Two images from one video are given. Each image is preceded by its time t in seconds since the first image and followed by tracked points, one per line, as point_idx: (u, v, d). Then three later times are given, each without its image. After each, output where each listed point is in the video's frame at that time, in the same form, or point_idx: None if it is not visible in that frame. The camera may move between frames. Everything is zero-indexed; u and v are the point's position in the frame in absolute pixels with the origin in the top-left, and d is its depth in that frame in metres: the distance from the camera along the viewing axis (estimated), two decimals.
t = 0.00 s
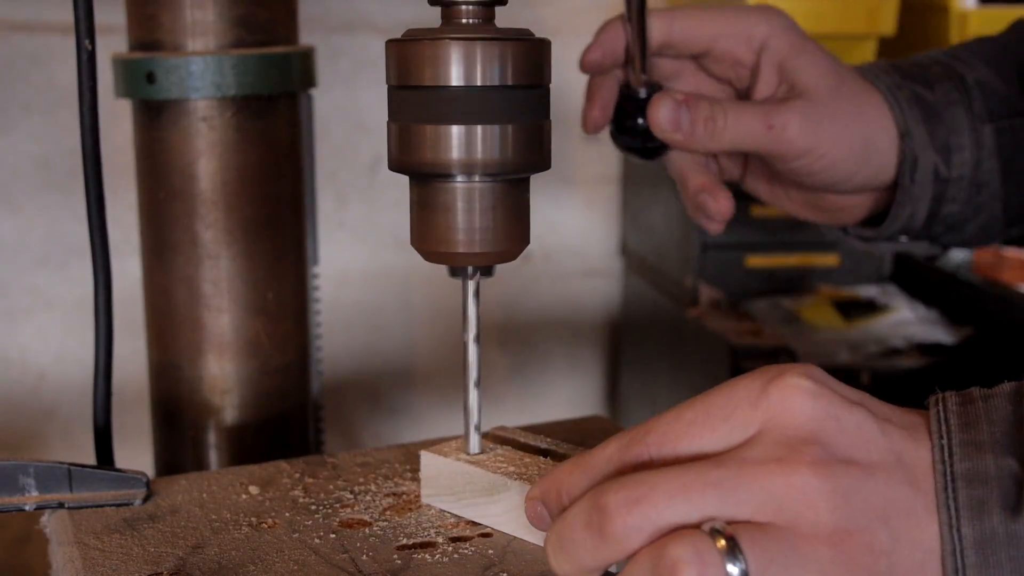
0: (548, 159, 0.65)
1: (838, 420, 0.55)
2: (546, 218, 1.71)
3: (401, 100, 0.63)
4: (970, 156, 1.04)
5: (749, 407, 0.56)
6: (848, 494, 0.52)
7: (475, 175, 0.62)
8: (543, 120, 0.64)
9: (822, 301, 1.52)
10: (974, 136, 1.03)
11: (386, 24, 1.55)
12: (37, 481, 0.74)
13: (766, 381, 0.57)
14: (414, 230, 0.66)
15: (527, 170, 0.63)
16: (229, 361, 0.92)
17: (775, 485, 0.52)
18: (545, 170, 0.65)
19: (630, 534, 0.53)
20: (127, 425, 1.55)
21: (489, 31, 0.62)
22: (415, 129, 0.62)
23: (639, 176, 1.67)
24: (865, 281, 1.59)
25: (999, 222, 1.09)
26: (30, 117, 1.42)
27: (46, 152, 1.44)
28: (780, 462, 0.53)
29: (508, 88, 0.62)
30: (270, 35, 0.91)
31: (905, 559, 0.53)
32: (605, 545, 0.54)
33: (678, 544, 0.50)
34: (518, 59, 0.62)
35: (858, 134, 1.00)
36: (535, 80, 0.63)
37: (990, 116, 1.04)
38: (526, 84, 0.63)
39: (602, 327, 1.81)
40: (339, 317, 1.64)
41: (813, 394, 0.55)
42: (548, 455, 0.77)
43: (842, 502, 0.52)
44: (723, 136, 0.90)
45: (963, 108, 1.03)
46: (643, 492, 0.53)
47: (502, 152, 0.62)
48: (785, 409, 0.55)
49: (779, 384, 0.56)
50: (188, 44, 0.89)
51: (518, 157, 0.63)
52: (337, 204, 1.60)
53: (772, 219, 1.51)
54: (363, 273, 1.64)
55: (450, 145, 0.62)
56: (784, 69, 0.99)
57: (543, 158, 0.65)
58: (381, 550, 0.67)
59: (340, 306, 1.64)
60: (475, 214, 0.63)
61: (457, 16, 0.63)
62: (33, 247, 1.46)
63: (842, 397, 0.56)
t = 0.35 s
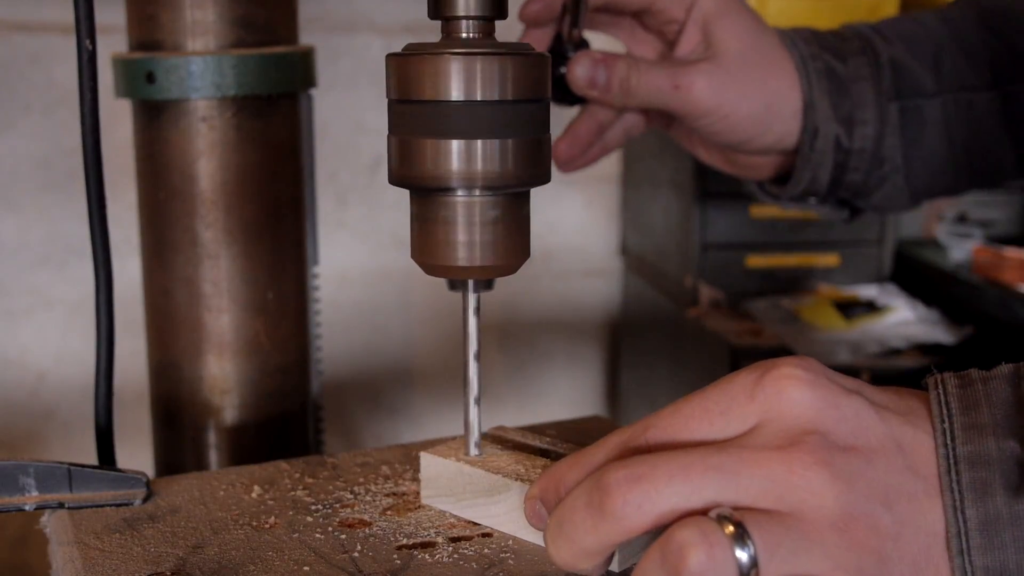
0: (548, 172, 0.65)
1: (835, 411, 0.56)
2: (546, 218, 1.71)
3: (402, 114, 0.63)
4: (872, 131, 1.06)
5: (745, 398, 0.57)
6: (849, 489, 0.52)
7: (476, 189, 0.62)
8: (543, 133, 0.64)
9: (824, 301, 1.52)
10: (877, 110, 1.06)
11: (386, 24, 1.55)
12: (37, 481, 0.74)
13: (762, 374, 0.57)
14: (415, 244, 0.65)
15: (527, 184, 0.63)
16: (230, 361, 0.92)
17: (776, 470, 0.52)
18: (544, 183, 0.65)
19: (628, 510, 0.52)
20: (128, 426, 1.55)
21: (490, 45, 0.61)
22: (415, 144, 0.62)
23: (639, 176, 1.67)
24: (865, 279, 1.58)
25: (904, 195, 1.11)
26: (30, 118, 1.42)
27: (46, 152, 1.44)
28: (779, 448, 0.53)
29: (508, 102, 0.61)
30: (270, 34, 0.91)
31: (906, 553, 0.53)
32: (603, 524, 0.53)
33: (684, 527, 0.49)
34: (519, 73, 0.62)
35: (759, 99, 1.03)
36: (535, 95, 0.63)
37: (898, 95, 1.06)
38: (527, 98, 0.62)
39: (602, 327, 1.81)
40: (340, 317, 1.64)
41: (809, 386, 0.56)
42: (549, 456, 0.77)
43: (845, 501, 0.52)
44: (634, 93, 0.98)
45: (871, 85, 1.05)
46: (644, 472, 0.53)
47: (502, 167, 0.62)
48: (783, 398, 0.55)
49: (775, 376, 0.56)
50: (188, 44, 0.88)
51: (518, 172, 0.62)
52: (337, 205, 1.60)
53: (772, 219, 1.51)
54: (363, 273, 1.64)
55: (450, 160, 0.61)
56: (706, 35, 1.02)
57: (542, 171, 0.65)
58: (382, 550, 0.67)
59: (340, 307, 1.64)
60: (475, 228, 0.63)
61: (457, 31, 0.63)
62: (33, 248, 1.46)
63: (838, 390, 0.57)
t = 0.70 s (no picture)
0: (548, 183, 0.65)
1: (833, 409, 0.56)
2: (546, 219, 1.71)
3: (401, 126, 0.63)
4: (814, 94, 1.00)
5: (743, 396, 0.57)
6: (848, 487, 0.52)
7: (475, 202, 0.62)
8: (543, 145, 0.64)
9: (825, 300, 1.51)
10: (820, 73, 0.99)
11: (386, 24, 1.55)
12: (37, 481, 0.75)
13: (760, 373, 0.57)
14: (415, 256, 0.65)
15: (528, 195, 0.63)
16: (229, 361, 0.92)
17: (774, 469, 0.52)
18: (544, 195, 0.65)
19: (625, 508, 0.52)
20: (128, 426, 1.55)
21: (489, 57, 0.62)
22: (415, 156, 0.62)
23: (639, 176, 1.67)
24: (864, 279, 1.58)
25: (843, 160, 1.06)
26: (29, 118, 1.42)
27: (45, 152, 1.44)
28: (777, 446, 0.53)
29: (509, 114, 0.61)
30: (270, 35, 0.91)
31: (905, 552, 0.53)
32: (601, 521, 0.53)
33: (682, 524, 0.49)
34: (519, 84, 0.62)
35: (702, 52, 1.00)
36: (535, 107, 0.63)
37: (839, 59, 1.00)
38: (527, 110, 0.62)
39: (602, 327, 1.81)
40: (340, 318, 1.64)
41: (807, 385, 0.56)
42: (549, 456, 0.76)
43: (845, 501, 0.52)
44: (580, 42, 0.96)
45: (815, 48, 0.98)
46: (643, 469, 0.53)
47: (502, 178, 0.62)
48: (781, 396, 0.55)
49: (773, 375, 0.56)
50: (188, 44, 0.88)
51: (519, 183, 0.62)
52: (337, 205, 1.60)
53: (771, 219, 1.51)
54: (364, 273, 1.64)
55: (450, 172, 0.61)
56: None
57: (542, 182, 0.65)
58: (382, 550, 0.67)
59: (340, 307, 1.64)
60: (475, 240, 0.63)
61: (458, 41, 0.63)
62: (33, 248, 1.46)
63: (835, 388, 0.57)
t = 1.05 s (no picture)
0: (549, 186, 0.65)
1: (832, 410, 0.56)
2: (546, 218, 1.71)
3: (401, 131, 0.63)
4: (801, 57, 1.05)
5: (743, 396, 0.57)
6: (848, 490, 0.52)
7: (476, 204, 0.62)
8: (544, 150, 0.64)
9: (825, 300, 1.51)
10: (808, 40, 1.05)
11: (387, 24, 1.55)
12: (37, 481, 0.75)
13: (761, 374, 0.57)
14: (415, 257, 0.65)
15: (528, 198, 0.63)
16: (230, 361, 0.91)
17: (774, 470, 0.52)
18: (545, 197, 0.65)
19: (628, 504, 0.52)
20: (127, 426, 1.55)
21: (490, 61, 0.61)
22: (415, 160, 0.62)
23: (639, 176, 1.67)
24: (864, 279, 1.58)
25: (826, 121, 1.11)
26: (30, 117, 1.42)
27: (46, 152, 1.44)
28: (778, 448, 0.53)
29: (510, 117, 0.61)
30: (270, 35, 0.91)
31: (906, 555, 0.53)
32: (601, 519, 0.53)
33: (682, 524, 0.49)
34: (519, 94, 0.62)
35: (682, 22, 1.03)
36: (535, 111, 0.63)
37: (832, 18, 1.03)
38: (528, 112, 0.62)
39: (602, 327, 1.81)
40: (340, 318, 1.64)
41: (807, 386, 0.56)
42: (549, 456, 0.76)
43: (844, 502, 0.52)
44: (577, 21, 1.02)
45: (805, 13, 1.04)
46: (643, 468, 0.53)
47: (502, 181, 0.62)
48: (781, 397, 0.55)
49: (773, 376, 0.56)
50: (188, 44, 0.88)
51: (519, 187, 0.62)
52: (337, 204, 1.60)
53: (771, 219, 1.51)
54: (363, 273, 1.64)
55: (451, 175, 0.61)
56: None
57: (543, 186, 0.65)
58: (382, 550, 0.67)
59: (340, 306, 1.64)
60: (475, 243, 0.63)
61: (458, 45, 0.63)
62: (33, 248, 1.46)
63: (836, 388, 0.57)
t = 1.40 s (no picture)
0: (548, 196, 0.65)
1: (832, 410, 0.56)
2: (547, 219, 1.71)
3: (401, 140, 0.63)
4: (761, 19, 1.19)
5: (742, 396, 0.57)
6: (848, 490, 0.52)
7: (476, 214, 0.62)
8: (544, 158, 0.64)
9: (825, 300, 1.51)
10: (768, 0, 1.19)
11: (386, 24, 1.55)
12: (37, 481, 0.75)
13: (761, 374, 0.57)
14: (415, 267, 0.65)
15: (527, 209, 0.63)
16: (229, 361, 0.91)
17: (774, 469, 0.52)
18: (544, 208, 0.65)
19: (625, 505, 0.52)
20: (128, 426, 1.55)
21: (489, 71, 0.61)
22: (415, 168, 0.62)
23: (639, 177, 1.67)
24: (864, 279, 1.58)
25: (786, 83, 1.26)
26: (30, 118, 1.42)
27: (46, 152, 1.44)
28: (778, 447, 0.53)
29: (510, 125, 0.61)
30: (270, 35, 0.91)
31: (905, 554, 0.53)
32: (599, 518, 0.53)
33: (681, 523, 0.49)
34: (518, 104, 0.62)
35: None
36: (535, 119, 0.63)
37: None
38: (527, 123, 0.62)
39: (602, 328, 1.81)
40: (340, 318, 1.64)
41: (806, 385, 0.56)
42: (549, 456, 0.76)
43: (844, 502, 0.52)
44: None
45: None
46: (643, 466, 0.53)
47: (502, 192, 0.62)
48: (781, 397, 0.56)
49: (774, 376, 0.57)
50: (187, 44, 0.88)
51: (518, 196, 0.62)
52: (337, 205, 1.60)
53: (771, 219, 1.51)
54: (363, 274, 1.64)
55: (450, 185, 0.61)
56: None
57: (542, 196, 0.65)
58: (383, 550, 0.67)
59: (340, 307, 1.64)
60: (475, 252, 0.63)
61: (457, 55, 0.63)
62: (34, 248, 1.46)
63: (835, 388, 0.57)
